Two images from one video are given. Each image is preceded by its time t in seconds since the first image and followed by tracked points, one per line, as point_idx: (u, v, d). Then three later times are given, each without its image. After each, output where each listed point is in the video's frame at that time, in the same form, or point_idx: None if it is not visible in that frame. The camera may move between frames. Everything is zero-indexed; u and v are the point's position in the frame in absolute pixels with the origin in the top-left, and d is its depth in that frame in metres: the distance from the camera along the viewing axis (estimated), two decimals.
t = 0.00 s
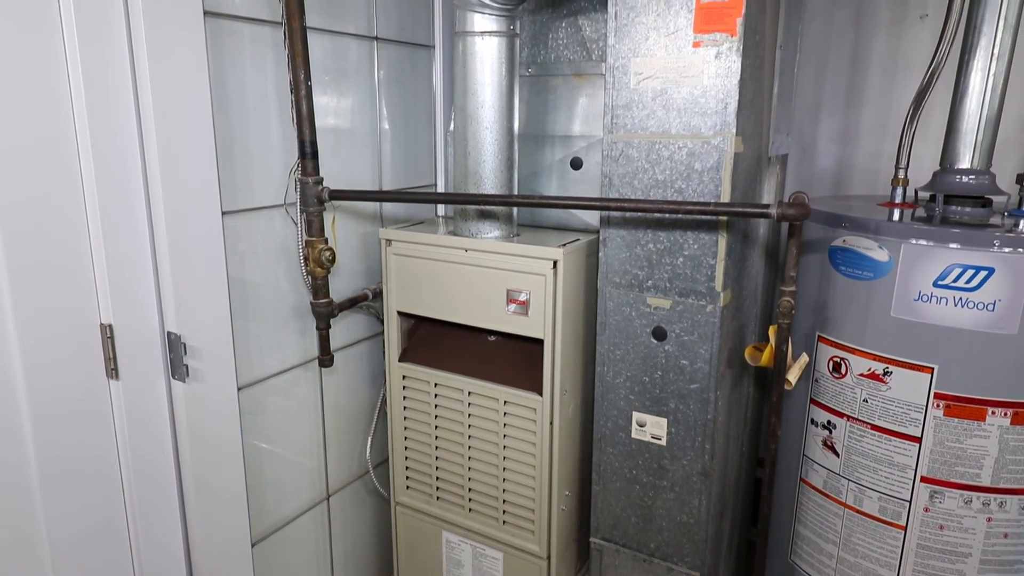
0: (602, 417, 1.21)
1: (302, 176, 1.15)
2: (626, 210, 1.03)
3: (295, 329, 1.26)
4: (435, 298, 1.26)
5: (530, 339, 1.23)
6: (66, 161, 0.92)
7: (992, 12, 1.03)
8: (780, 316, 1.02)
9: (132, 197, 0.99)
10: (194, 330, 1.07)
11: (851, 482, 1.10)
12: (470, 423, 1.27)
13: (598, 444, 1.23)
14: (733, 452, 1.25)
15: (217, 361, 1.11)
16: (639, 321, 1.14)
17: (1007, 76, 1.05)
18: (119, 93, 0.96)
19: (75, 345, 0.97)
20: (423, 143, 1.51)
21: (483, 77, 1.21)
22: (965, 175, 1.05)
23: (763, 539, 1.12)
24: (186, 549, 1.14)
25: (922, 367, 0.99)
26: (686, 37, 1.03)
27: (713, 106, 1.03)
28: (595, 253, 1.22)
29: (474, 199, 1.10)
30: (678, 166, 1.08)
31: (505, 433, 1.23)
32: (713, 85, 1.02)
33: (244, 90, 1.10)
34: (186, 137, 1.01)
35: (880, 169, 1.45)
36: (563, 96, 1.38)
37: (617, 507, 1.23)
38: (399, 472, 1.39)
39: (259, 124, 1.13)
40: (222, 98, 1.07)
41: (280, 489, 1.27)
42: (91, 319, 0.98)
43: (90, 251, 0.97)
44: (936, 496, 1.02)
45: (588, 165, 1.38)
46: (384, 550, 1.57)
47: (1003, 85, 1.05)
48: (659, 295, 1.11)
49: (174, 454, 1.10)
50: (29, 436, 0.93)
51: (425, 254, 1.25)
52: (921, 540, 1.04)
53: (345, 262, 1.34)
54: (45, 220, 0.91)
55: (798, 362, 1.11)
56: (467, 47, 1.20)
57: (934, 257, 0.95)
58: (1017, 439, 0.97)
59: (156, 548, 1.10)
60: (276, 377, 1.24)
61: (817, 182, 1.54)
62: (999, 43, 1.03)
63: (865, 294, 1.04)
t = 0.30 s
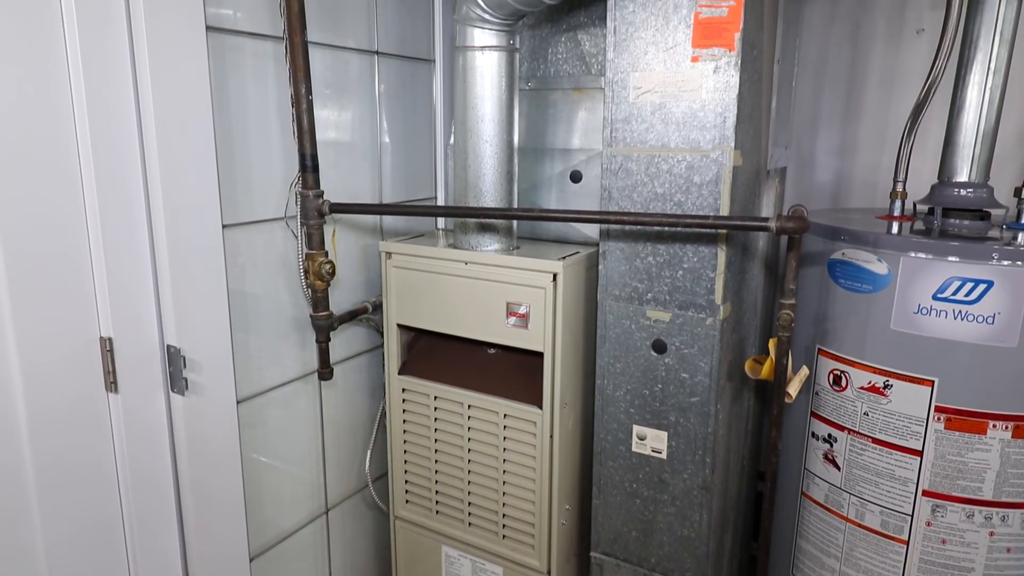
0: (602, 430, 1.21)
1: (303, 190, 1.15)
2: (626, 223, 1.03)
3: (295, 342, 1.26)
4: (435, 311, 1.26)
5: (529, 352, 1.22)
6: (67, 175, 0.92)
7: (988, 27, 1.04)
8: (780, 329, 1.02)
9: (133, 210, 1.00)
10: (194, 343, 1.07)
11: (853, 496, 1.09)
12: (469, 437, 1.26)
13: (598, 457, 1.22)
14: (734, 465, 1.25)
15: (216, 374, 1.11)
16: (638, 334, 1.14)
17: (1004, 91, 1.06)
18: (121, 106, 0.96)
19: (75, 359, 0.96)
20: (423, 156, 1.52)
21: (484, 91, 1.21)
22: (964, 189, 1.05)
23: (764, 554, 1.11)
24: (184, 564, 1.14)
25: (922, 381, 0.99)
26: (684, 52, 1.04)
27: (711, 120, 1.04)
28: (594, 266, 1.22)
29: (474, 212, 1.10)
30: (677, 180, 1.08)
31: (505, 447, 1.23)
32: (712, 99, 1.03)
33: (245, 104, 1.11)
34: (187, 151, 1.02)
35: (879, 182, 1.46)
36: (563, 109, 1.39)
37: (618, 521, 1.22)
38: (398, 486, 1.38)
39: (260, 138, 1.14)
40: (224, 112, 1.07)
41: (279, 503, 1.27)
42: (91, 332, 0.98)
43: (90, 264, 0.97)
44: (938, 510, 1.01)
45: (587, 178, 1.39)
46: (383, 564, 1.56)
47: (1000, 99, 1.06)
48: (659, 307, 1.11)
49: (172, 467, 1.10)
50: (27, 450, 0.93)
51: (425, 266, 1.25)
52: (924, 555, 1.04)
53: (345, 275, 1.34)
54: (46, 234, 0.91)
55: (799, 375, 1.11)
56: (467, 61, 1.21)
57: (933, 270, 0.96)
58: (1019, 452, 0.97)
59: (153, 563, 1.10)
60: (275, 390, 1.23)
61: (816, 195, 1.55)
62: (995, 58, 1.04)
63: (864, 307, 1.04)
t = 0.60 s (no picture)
0: (602, 442, 1.20)
1: (303, 202, 1.16)
2: (626, 236, 1.03)
3: (295, 354, 1.26)
4: (435, 323, 1.26)
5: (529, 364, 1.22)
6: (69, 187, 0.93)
7: (984, 40, 1.05)
8: (780, 341, 1.02)
9: (133, 222, 1.00)
10: (194, 356, 1.07)
11: (854, 509, 1.09)
12: (469, 449, 1.26)
13: (598, 470, 1.22)
14: (734, 477, 1.25)
15: (216, 387, 1.10)
16: (638, 345, 1.14)
17: (1000, 104, 1.07)
18: (123, 118, 0.97)
19: (74, 371, 0.96)
20: (423, 169, 1.52)
21: (483, 104, 1.22)
22: (962, 201, 1.05)
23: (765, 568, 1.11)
24: None
25: (923, 393, 0.99)
26: (683, 65, 1.05)
27: (710, 133, 1.04)
28: (594, 278, 1.22)
29: (474, 224, 1.10)
30: (676, 192, 1.09)
31: (505, 460, 1.22)
32: (710, 112, 1.04)
33: (246, 117, 1.11)
34: (189, 164, 1.02)
35: (877, 194, 1.46)
36: (562, 122, 1.40)
37: (618, 534, 1.22)
38: (397, 499, 1.38)
39: (261, 151, 1.14)
40: (224, 125, 1.08)
41: (278, 516, 1.26)
42: (91, 344, 0.98)
43: (91, 276, 0.97)
44: (940, 523, 1.01)
45: (587, 190, 1.39)
46: None
47: (996, 112, 1.07)
48: (659, 319, 1.11)
49: (171, 480, 1.09)
50: (25, 463, 0.92)
51: (425, 278, 1.25)
52: (926, 568, 1.03)
53: (345, 287, 1.34)
54: (47, 246, 0.91)
55: (799, 388, 1.10)
56: (467, 74, 1.22)
57: (932, 282, 0.96)
58: (1021, 465, 0.96)
59: None
60: (275, 402, 1.23)
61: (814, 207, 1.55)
62: (991, 71, 1.05)
63: (864, 319, 1.04)
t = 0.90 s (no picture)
0: (602, 455, 1.20)
1: (304, 215, 1.16)
2: (625, 248, 1.04)
3: (294, 366, 1.26)
4: (434, 335, 1.26)
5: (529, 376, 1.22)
6: (70, 200, 0.93)
7: (981, 54, 1.06)
8: (780, 353, 1.02)
9: (134, 235, 1.00)
10: (193, 369, 1.07)
11: (856, 522, 1.09)
12: (469, 462, 1.25)
13: (598, 482, 1.21)
14: (735, 490, 1.24)
15: (215, 399, 1.10)
16: (638, 358, 1.14)
17: (998, 117, 1.07)
18: (125, 131, 0.97)
19: (73, 383, 0.96)
20: (423, 181, 1.53)
21: (483, 117, 1.23)
22: (960, 214, 1.06)
23: None
24: None
25: (923, 406, 0.99)
26: (682, 79, 1.06)
27: (709, 146, 1.05)
28: (594, 290, 1.22)
29: (474, 236, 1.10)
30: (676, 205, 1.09)
31: (505, 472, 1.22)
32: (709, 125, 1.04)
33: (247, 130, 1.12)
34: (189, 177, 1.03)
35: (876, 206, 1.47)
36: (562, 134, 1.41)
37: (619, 548, 1.21)
38: (396, 512, 1.37)
39: (262, 164, 1.15)
40: (225, 138, 1.09)
41: (276, 530, 1.25)
42: (90, 357, 0.98)
43: (91, 289, 0.97)
44: (942, 536, 1.00)
45: (586, 203, 1.40)
46: None
47: (994, 126, 1.07)
48: (658, 331, 1.11)
49: (169, 494, 1.09)
50: (23, 476, 0.92)
51: (424, 290, 1.25)
52: None
53: (345, 299, 1.34)
54: (48, 259, 0.91)
55: (798, 401, 1.09)
56: (467, 88, 1.23)
57: (932, 294, 0.96)
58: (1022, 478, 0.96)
59: None
60: (274, 415, 1.23)
61: (813, 219, 1.55)
62: (988, 84, 1.06)
63: (864, 331, 1.04)
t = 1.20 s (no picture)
0: (602, 469, 1.20)
1: (304, 229, 1.16)
2: (624, 262, 1.04)
3: (293, 380, 1.26)
4: (434, 349, 1.26)
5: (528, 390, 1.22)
6: (70, 214, 0.93)
7: (976, 69, 1.07)
8: (780, 367, 1.02)
9: (134, 249, 1.00)
10: (192, 383, 1.06)
11: (858, 537, 1.08)
12: (468, 476, 1.25)
13: (598, 497, 1.21)
14: (736, 504, 1.24)
15: (213, 414, 1.10)
16: (638, 371, 1.13)
17: (994, 132, 1.08)
18: (126, 146, 0.98)
19: (72, 398, 0.96)
20: (423, 195, 1.53)
21: (483, 132, 1.24)
22: (959, 228, 1.06)
23: None
24: None
25: (923, 420, 0.98)
26: (680, 94, 1.06)
27: (707, 160, 1.05)
28: (593, 303, 1.22)
29: (473, 250, 1.11)
30: (675, 219, 1.09)
31: (505, 487, 1.21)
32: (708, 140, 1.05)
33: (248, 144, 1.12)
34: (190, 191, 1.03)
35: (874, 220, 1.47)
36: (561, 149, 1.41)
37: (619, 563, 1.20)
38: (395, 527, 1.36)
39: (262, 178, 1.15)
40: (226, 152, 1.09)
41: (274, 545, 1.25)
42: (89, 372, 0.98)
43: (90, 303, 0.97)
44: (944, 551, 1.00)
45: (585, 216, 1.40)
46: None
47: (990, 140, 1.08)
48: (658, 345, 1.11)
49: (167, 509, 1.08)
50: (19, 492, 0.92)
51: (424, 304, 1.25)
52: None
53: (344, 312, 1.34)
54: (47, 273, 0.91)
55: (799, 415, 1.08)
56: (467, 102, 1.24)
57: (930, 307, 0.96)
58: None
59: None
60: (272, 429, 1.22)
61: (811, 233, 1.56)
62: (984, 99, 1.07)
63: (864, 345, 1.04)
